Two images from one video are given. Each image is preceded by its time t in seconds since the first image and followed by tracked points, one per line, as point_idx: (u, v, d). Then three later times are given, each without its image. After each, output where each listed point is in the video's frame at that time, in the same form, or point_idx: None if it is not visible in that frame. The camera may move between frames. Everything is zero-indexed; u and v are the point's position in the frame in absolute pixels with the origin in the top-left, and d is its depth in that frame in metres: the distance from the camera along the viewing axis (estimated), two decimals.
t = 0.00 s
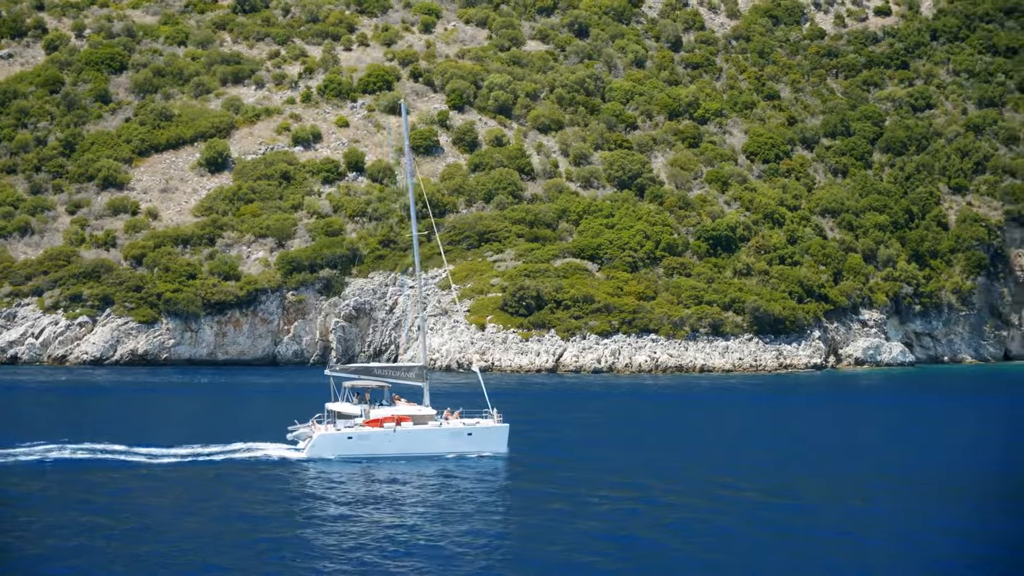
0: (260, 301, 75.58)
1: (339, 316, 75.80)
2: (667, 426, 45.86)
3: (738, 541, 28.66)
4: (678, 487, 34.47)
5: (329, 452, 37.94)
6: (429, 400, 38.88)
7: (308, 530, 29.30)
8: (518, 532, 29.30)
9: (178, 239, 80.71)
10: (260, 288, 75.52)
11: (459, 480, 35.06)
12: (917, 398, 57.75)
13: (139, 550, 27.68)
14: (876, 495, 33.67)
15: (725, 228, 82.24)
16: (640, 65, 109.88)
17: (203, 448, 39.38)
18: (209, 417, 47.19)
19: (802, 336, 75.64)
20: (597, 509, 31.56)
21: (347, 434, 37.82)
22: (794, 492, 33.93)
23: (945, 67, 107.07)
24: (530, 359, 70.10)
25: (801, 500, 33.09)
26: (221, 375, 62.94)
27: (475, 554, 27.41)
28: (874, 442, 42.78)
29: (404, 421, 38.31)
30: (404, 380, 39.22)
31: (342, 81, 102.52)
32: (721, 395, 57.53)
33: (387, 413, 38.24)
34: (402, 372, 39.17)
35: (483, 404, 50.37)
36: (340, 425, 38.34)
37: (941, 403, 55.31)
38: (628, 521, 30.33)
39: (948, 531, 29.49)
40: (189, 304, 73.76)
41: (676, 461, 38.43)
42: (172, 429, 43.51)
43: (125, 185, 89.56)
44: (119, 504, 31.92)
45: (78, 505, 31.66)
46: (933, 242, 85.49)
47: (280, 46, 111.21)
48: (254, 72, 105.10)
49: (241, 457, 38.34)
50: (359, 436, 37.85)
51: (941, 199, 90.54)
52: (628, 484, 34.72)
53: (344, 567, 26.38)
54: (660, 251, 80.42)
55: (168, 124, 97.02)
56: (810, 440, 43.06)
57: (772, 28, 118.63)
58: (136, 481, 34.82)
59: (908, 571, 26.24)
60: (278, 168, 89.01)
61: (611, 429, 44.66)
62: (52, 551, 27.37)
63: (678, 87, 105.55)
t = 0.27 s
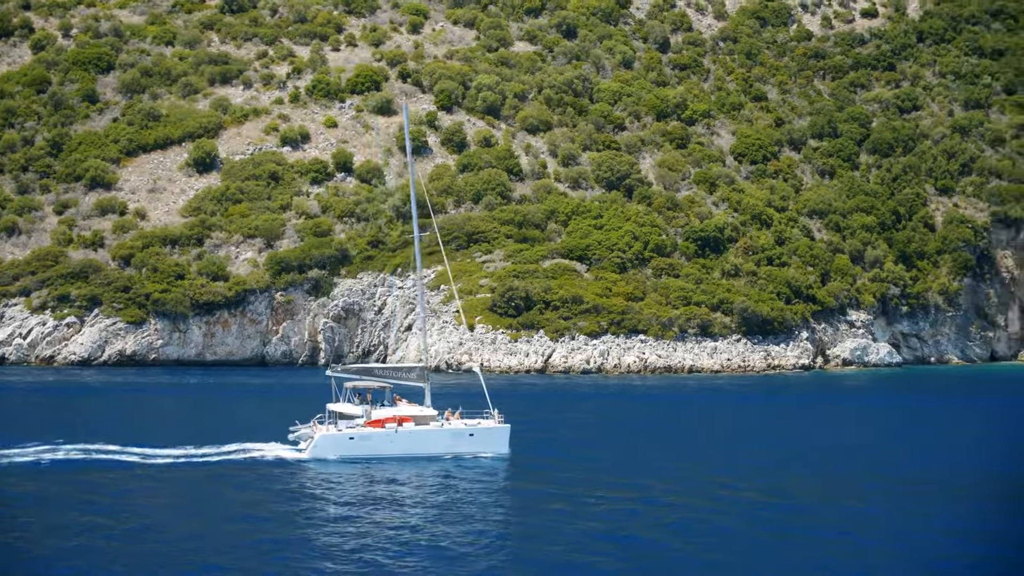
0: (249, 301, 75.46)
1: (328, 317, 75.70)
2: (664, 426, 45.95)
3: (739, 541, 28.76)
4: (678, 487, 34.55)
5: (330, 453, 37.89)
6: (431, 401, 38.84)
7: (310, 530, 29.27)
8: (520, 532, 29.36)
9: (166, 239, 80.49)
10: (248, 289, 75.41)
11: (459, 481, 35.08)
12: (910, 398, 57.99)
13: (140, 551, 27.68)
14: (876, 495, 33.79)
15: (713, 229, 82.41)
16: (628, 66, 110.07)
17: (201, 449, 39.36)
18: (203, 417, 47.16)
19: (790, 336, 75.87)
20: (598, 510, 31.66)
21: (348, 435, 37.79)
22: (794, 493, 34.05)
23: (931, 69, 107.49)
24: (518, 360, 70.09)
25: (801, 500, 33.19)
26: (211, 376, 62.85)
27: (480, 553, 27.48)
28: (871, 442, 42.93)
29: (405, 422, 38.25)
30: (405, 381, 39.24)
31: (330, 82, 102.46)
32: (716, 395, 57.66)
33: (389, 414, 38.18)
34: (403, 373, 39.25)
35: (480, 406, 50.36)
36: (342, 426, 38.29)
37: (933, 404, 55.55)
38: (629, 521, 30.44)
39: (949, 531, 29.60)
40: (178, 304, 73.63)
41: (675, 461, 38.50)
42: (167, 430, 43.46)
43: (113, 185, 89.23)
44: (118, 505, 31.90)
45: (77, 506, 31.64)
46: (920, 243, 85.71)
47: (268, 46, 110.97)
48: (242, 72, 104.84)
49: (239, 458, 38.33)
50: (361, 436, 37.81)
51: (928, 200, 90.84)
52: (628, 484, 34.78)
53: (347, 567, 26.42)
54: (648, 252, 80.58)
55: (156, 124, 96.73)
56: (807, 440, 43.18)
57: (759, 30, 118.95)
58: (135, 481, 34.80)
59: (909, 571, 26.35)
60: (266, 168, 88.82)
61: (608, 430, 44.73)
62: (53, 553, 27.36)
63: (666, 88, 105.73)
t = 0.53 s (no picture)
0: (239, 302, 75.33)
1: (318, 317, 75.54)
2: (662, 427, 45.99)
3: (742, 541, 28.81)
4: (679, 487, 34.58)
5: (331, 454, 37.87)
6: (431, 401, 38.70)
7: (311, 531, 29.22)
8: (522, 532, 29.37)
9: (156, 240, 80.27)
10: (238, 290, 75.25)
11: (461, 482, 35.05)
12: (904, 399, 58.13)
13: (142, 551, 27.61)
14: (876, 496, 33.89)
15: (703, 230, 82.53)
16: (617, 67, 110.20)
17: (199, 450, 39.31)
18: (198, 418, 47.07)
19: (779, 337, 76.07)
20: (600, 510, 31.70)
21: (349, 436, 37.74)
22: (794, 493, 34.12)
23: (919, 70, 107.90)
24: (509, 361, 70.04)
25: (802, 500, 33.26)
26: (202, 377, 62.71)
27: (482, 553, 27.51)
28: (868, 442, 43.06)
29: (406, 423, 38.13)
30: (406, 382, 39.08)
31: (320, 82, 102.35)
32: (711, 396, 57.77)
33: (390, 414, 38.05)
34: (404, 374, 39.04)
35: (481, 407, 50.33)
36: (342, 427, 38.25)
37: (927, 404, 55.71)
38: (631, 521, 30.48)
39: (950, 531, 29.69)
40: (168, 305, 73.47)
41: (674, 461, 38.54)
42: (163, 431, 43.38)
43: (102, 185, 88.88)
44: (118, 506, 31.84)
45: (77, 507, 31.57)
46: (908, 244, 85.89)
47: (257, 46, 110.74)
48: (231, 72, 104.58)
49: (238, 459, 38.28)
50: (362, 437, 37.76)
51: (916, 201, 91.10)
52: (628, 485, 34.82)
53: (351, 567, 26.42)
54: (638, 253, 80.67)
55: (145, 124, 96.42)
56: (805, 441, 43.28)
57: (748, 31, 119.23)
58: (133, 482, 34.73)
59: (911, 571, 26.43)
60: (256, 169, 88.63)
61: (606, 430, 44.74)
62: (54, 553, 27.31)
63: (655, 89, 105.90)
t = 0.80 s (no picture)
0: (227, 303, 75.13)
1: (306, 318, 75.57)
2: (659, 427, 46.07)
3: (744, 541, 28.89)
4: (679, 488, 34.63)
5: (333, 455, 37.89)
6: (432, 402, 38.66)
7: (312, 532, 29.17)
8: (524, 532, 29.40)
9: (143, 240, 80.02)
10: (226, 290, 75.04)
11: (461, 482, 35.04)
12: (896, 399, 58.36)
13: (142, 552, 27.55)
14: (876, 496, 34.00)
15: (690, 231, 82.73)
16: (605, 68, 110.36)
17: (197, 451, 39.25)
18: (192, 418, 47.02)
19: (767, 338, 76.32)
20: (601, 509, 31.77)
21: (351, 437, 37.73)
22: (794, 493, 34.22)
23: (905, 71, 108.40)
24: (498, 361, 70.15)
25: (802, 500, 33.36)
26: (192, 378, 62.60)
27: (485, 553, 27.57)
28: (865, 443, 43.21)
29: (408, 423, 38.18)
30: (408, 382, 39.01)
31: (307, 82, 102.24)
32: (705, 396, 57.90)
33: (392, 415, 38.07)
34: (405, 374, 38.92)
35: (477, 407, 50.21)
36: (344, 428, 38.25)
37: (920, 405, 55.96)
38: (632, 521, 30.56)
39: (949, 531, 29.85)
40: (155, 305, 73.25)
41: (673, 462, 38.60)
42: (157, 431, 43.32)
43: (89, 186, 88.54)
44: (117, 506, 31.77)
45: (76, 508, 31.51)
46: (894, 244, 86.23)
47: (244, 46, 110.49)
48: (218, 73, 104.31)
49: (237, 460, 38.23)
50: (363, 438, 37.75)
51: (903, 202, 91.48)
52: (628, 485, 34.88)
53: (354, 567, 26.45)
54: (626, 253, 80.82)
55: (133, 124, 96.09)
56: (802, 441, 43.42)
57: (734, 32, 119.60)
58: (131, 483, 34.66)
59: (912, 571, 26.53)
60: (243, 169, 88.45)
61: (603, 431, 44.79)
62: (54, 554, 27.23)
63: (643, 90, 106.11)
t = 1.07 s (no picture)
0: (217, 303, 74.95)
1: (296, 318, 75.37)
2: (656, 428, 46.17)
3: (745, 541, 28.93)
4: (680, 489, 34.68)
5: (333, 455, 37.88)
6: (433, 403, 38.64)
7: (312, 533, 29.10)
8: (525, 532, 29.42)
9: (133, 241, 79.82)
10: (216, 291, 74.85)
11: (462, 483, 35.05)
12: (890, 400, 58.56)
13: (142, 552, 27.53)
14: (876, 496, 34.08)
15: (680, 232, 82.92)
16: (594, 68, 110.50)
17: (195, 452, 39.19)
18: (187, 419, 46.94)
19: (756, 338, 76.57)
20: (602, 510, 31.81)
21: (351, 438, 37.69)
22: (795, 494, 34.26)
23: (893, 72, 108.84)
24: (488, 361, 70.19)
25: (802, 500, 33.44)
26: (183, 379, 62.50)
27: (486, 553, 27.61)
28: (863, 443, 43.35)
29: (409, 424, 38.15)
30: (408, 383, 38.95)
31: (297, 83, 102.16)
32: (701, 397, 58.01)
33: (393, 416, 38.02)
34: (406, 374, 38.72)
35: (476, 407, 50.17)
36: (344, 428, 38.23)
37: (914, 405, 56.17)
38: (632, 520, 30.66)
39: (947, 529, 29.97)
40: (145, 305, 73.10)
41: (673, 462, 38.70)
42: (153, 432, 43.22)
43: (78, 186, 88.29)
44: (116, 507, 31.72)
45: (74, 508, 31.45)
46: (883, 245, 86.55)
47: (233, 46, 110.28)
48: (207, 73, 104.11)
49: (236, 461, 38.18)
50: (364, 439, 37.72)
51: (891, 203, 91.84)
52: (628, 486, 34.94)
53: (356, 566, 26.48)
54: (615, 254, 80.97)
55: (121, 124, 95.84)
56: (800, 442, 43.54)
57: (722, 32, 119.92)
58: (129, 484, 34.59)
59: (913, 569, 26.57)
60: (233, 169, 88.32)
61: (601, 431, 44.85)
62: (54, 554, 27.18)
63: (632, 90, 106.33)
